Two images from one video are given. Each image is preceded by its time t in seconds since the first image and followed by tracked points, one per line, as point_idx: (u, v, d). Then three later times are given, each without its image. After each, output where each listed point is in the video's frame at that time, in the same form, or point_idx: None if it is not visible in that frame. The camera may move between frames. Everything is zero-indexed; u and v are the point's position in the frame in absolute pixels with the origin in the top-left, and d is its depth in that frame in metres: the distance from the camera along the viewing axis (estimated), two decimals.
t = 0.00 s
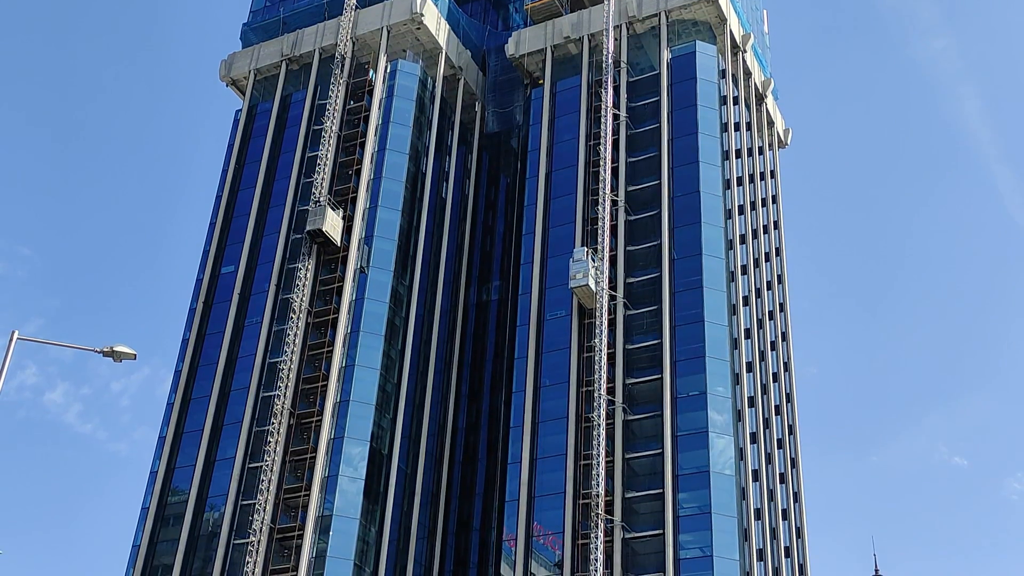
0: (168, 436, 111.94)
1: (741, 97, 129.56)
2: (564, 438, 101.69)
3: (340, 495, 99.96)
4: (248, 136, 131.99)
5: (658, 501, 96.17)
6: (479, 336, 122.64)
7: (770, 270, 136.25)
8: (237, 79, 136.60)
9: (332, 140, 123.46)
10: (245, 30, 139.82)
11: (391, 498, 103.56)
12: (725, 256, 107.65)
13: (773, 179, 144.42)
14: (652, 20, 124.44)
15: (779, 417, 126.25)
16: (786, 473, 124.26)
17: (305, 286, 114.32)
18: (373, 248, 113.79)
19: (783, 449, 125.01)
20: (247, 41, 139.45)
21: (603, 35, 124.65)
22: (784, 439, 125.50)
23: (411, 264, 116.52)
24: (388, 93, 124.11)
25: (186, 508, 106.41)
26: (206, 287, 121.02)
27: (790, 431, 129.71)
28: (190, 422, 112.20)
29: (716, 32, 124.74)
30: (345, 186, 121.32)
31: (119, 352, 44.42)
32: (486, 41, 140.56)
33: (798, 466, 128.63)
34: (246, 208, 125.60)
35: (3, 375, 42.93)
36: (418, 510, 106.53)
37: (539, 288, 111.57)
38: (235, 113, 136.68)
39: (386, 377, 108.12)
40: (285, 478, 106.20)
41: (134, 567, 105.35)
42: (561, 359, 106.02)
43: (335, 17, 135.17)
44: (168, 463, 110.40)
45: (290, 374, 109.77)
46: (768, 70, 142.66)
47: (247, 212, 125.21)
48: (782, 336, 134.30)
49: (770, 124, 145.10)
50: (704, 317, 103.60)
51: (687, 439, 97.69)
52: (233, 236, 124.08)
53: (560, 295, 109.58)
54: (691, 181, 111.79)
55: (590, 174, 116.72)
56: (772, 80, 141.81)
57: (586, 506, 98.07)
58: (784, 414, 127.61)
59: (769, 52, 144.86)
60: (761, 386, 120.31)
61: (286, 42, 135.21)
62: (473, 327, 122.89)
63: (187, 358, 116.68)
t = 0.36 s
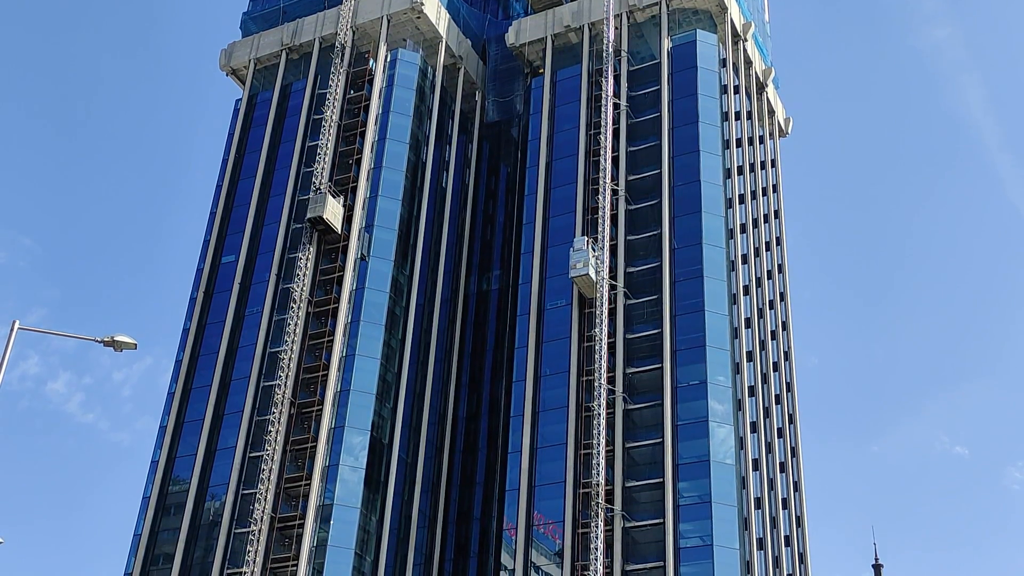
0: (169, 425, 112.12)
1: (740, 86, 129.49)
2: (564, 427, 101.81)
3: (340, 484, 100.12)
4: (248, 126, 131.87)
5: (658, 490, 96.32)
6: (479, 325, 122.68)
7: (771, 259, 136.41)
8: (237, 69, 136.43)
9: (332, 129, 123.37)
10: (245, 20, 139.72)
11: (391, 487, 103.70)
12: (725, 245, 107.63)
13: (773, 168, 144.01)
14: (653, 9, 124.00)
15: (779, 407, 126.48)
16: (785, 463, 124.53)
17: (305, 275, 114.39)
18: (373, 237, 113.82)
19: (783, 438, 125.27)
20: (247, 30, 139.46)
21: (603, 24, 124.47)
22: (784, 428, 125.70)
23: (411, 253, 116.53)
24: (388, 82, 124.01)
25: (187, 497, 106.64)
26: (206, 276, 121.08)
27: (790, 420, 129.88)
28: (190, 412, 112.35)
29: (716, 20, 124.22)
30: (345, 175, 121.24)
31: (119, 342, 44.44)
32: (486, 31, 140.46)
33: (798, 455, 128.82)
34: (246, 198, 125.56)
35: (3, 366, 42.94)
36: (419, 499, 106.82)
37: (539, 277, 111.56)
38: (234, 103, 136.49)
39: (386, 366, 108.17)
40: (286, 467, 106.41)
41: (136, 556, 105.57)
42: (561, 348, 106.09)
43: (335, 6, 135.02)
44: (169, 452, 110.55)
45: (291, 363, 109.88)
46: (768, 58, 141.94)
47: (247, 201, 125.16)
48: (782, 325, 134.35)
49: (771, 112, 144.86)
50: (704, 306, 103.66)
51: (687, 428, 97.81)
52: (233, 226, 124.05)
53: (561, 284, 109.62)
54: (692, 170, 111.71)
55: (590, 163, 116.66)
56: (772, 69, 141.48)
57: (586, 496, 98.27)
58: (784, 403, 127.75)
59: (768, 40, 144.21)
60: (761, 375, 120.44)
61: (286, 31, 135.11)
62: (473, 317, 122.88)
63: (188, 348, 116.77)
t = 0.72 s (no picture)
0: (170, 415, 112.24)
1: (741, 74, 129.29)
2: (565, 416, 101.88)
3: (341, 473, 100.25)
4: (248, 115, 131.68)
5: (659, 479, 96.42)
6: (480, 314, 122.59)
7: (772, 248, 136.34)
8: (238, 57, 136.19)
9: (333, 118, 123.20)
10: (245, 9, 139.89)
11: (392, 476, 103.80)
12: (726, 235, 107.55)
13: (774, 156, 143.72)
14: None
15: (780, 396, 126.59)
16: (786, 452, 124.68)
17: (306, 265, 114.45)
18: (374, 226, 113.79)
19: (784, 427, 125.42)
20: (247, 19, 139.44)
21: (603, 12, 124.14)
22: (785, 417, 125.86)
23: (412, 242, 116.45)
24: (389, 71, 123.82)
25: (189, 486, 106.81)
26: (207, 266, 121.09)
27: (791, 409, 129.99)
28: (191, 401, 112.44)
29: (718, 9, 124.22)
30: (346, 164, 121.13)
31: (120, 331, 44.44)
32: (486, 20, 140.07)
33: (799, 444, 128.95)
34: (247, 187, 125.47)
35: (4, 356, 42.96)
36: (420, 488, 107.00)
37: (540, 267, 111.51)
38: (235, 92, 136.24)
39: (387, 355, 108.19)
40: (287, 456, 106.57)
41: (138, 544, 105.76)
42: (561, 337, 106.12)
43: None
44: (170, 441, 110.67)
45: (291, 353, 109.98)
46: (768, 45, 141.20)
47: (248, 190, 125.08)
48: (783, 314, 134.34)
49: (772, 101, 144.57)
50: (705, 295, 103.64)
51: (688, 417, 97.90)
52: (234, 215, 123.98)
53: (561, 274, 109.61)
54: (693, 159, 111.54)
55: (592, 152, 116.54)
56: (773, 57, 141.08)
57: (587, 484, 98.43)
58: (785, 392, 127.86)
59: (769, 28, 143.22)
60: (761, 364, 120.46)
61: (287, 20, 134.84)
62: (474, 306, 122.82)
63: (189, 337, 116.84)
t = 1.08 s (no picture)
0: (170, 403, 112.29)
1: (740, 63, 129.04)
2: (564, 405, 101.94)
3: (341, 461, 100.38)
4: (247, 103, 131.47)
5: (658, 468, 96.55)
6: (479, 303, 122.51)
7: (772, 237, 136.31)
8: (236, 46, 135.91)
9: (332, 107, 123.03)
10: None
11: (392, 464, 103.89)
12: (725, 224, 107.50)
13: (773, 145, 143.52)
14: None
15: (779, 384, 126.73)
16: (785, 441, 124.89)
17: (305, 254, 114.43)
18: (373, 215, 113.69)
19: (783, 416, 125.64)
20: (246, 8, 139.23)
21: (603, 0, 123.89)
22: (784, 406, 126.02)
23: (411, 231, 116.32)
24: (388, 60, 123.64)
25: (188, 475, 106.93)
26: (206, 255, 121.00)
27: (790, 398, 130.14)
28: (191, 389, 112.50)
29: None
30: (345, 152, 120.96)
31: (120, 320, 44.43)
32: (486, 8, 139.71)
33: (798, 433, 129.23)
34: (246, 175, 125.32)
35: (4, 344, 42.96)
36: (420, 476, 107.13)
37: (540, 256, 111.47)
38: (234, 80, 136.04)
39: (387, 344, 108.24)
40: (287, 445, 106.73)
41: (137, 532, 105.95)
42: (561, 325, 106.14)
43: None
44: (170, 430, 110.74)
45: (291, 341, 110.00)
46: (768, 35, 140.77)
47: (247, 179, 124.94)
48: (782, 303, 134.34)
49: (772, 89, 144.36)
50: (704, 284, 103.65)
51: (687, 406, 98.00)
52: (233, 204, 123.88)
53: (561, 263, 109.54)
54: (692, 148, 111.42)
55: (591, 141, 116.38)
56: (773, 46, 140.81)
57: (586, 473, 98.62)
58: (784, 381, 128.01)
59: (769, 17, 142.73)
60: (761, 352, 120.52)
61: (286, 8, 134.58)
62: (473, 295, 122.77)
63: (189, 326, 116.83)
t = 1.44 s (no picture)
0: (168, 393, 112.35)
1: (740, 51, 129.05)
2: (563, 394, 102.00)
3: (340, 451, 100.56)
4: (245, 93, 131.27)
5: (657, 457, 96.69)
6: (478, 293, 122.42)
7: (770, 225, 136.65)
8: (234, 35, 135.68)
9: (330, 96, 122.91)
10: None
11: (391, 454, 104.01)
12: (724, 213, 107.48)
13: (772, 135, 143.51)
14: None
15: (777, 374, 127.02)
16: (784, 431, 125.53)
17: (303, 244, 114.42)
18: (372, 204, 113.67)
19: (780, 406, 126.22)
20: None
21: None
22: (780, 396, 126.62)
23: (410, 222, 116.24)
24: (386, 49, 123.47)
25: (187, 464, 107.08)
26: (205, 244, 120.96)
27: (790, 388, 130.59)
28: (190, 379, 112.56)
29: None
30: (344, 141, 120.82)
31: (118, 309, 44.41)
32: None
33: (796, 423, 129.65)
34: (244, 165, 125.18)
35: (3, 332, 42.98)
36: (419, 465, 107.23)
37: (538, 245, 111.40)
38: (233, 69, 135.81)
39: (385, 334, 108.31)
40: (286, 434, 106.91)
41: (137, 521, 106.32)
42: (559, 315, 106.17)
43: None
44: (169, 419, 110.88)
45: (290, 331, 110.00)
46: (768, 23, 140.97)
47: (245, 168, 124.79)
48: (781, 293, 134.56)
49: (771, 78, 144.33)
50: (703, 274, 103.65)
51: (686, 396, 98.07)
52: (231, 193, 123.79)
53: (559, 253, 109.45)
54: (691, 138, 111.41)
55: (590, 130, 116.09)
56: (772, 35, 140.49)
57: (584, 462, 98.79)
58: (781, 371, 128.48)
59: (769, 6, 142.87)
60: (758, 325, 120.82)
61: None
62: (472, 285, 122.79)
63: (187, 316, 116.81)
